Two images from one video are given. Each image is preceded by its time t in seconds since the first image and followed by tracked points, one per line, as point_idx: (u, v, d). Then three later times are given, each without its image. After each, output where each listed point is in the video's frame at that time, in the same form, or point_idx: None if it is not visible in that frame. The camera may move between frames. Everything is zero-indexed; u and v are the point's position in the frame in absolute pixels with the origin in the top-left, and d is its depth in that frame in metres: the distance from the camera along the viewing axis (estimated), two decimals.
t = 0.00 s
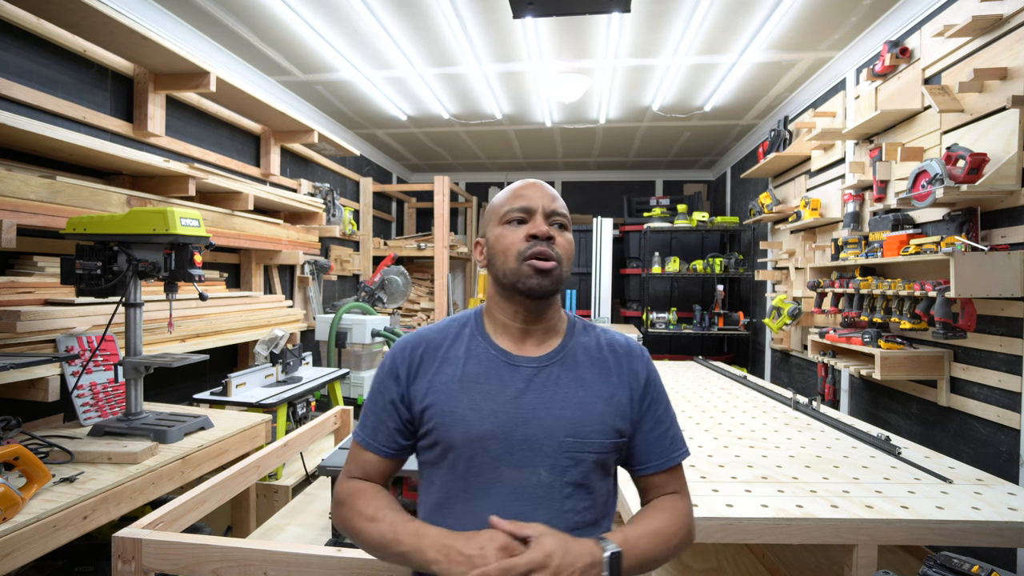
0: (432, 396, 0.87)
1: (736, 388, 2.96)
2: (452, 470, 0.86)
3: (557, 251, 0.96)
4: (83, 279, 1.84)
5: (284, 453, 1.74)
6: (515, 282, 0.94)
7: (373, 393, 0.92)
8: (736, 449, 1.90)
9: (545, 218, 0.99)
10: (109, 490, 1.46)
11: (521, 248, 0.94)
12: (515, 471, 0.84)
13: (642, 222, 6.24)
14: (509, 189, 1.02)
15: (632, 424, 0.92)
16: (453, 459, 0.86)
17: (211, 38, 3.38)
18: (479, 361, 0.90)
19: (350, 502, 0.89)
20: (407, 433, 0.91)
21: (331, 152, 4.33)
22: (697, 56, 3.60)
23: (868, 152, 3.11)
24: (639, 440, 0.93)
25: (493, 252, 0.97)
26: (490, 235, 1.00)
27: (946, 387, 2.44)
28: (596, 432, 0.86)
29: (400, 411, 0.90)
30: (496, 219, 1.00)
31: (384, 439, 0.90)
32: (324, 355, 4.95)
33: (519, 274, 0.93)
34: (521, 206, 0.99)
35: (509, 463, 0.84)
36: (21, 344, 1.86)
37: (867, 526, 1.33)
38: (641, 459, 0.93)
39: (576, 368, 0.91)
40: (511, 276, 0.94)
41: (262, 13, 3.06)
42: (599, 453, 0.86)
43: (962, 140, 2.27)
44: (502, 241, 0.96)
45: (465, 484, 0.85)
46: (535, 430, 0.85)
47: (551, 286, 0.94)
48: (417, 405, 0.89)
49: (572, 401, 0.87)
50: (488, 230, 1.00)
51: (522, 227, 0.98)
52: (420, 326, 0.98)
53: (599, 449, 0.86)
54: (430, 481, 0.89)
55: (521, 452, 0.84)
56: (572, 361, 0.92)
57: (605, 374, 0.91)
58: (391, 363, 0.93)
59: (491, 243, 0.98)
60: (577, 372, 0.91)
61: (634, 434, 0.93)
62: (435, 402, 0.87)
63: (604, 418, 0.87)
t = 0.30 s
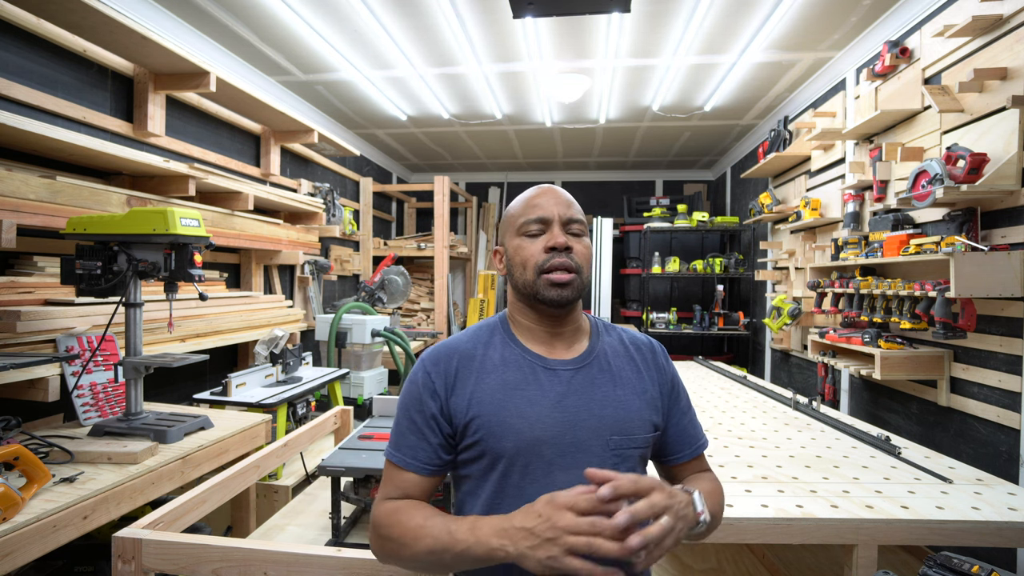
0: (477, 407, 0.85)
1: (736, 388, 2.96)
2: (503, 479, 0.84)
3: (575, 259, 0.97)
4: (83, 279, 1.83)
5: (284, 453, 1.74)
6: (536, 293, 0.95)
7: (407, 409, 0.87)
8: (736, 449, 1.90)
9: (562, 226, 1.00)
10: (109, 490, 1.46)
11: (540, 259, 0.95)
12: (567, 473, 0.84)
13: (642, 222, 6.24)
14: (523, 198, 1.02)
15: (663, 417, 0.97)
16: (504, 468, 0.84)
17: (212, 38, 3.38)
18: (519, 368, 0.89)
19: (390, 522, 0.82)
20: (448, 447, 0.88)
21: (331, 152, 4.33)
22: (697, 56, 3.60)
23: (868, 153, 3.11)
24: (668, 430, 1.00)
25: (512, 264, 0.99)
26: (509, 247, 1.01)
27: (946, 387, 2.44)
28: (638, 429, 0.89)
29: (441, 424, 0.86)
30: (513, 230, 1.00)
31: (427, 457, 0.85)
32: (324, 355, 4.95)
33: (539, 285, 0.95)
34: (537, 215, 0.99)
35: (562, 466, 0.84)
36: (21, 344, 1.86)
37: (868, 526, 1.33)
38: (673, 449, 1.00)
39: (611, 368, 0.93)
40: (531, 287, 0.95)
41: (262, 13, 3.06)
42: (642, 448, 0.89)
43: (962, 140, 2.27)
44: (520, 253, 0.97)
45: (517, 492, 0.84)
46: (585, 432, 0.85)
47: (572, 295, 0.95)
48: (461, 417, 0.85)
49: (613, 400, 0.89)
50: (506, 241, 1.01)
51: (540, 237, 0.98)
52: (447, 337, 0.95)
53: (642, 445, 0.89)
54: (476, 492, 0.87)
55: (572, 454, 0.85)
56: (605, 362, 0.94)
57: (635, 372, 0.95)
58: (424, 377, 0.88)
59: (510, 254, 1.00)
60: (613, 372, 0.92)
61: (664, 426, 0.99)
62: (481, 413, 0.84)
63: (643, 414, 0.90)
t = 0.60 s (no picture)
0: (489, 409, 0.84)
1: (736, 388, 2.96)
2: (517, 482, 0.84)
3: (567, 258, 0.96)
4: (83, 279, 1.83)
5: (284, 453, 1.74)
6: (532, 296, 0.95)
7: (418, 416, 0.85)
8: (736, 449, 1.90)
9: (551, 226, 0.99)
10: (109, 490, 1.46)
11: (531, 262, 0.95)
12: (581, 473, 0.84)
13: (642, 222, 6.23)
14: (511, 203, 1.03)
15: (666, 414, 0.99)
16: (518, 470, 0.84)
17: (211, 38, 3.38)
18: (528, 370, 0.89)
19: (409, 537, 0.78)
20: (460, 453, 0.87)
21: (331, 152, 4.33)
22: (697, 56, 3.60)
23: (868, 152, 3.11)
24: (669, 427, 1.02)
25: (507, 269, 0.99)
26: (503, 252, 1.01)
27: (946, 387, 2.44)
28: (645, 426, 0.90)
29: (452, 429, 0.85)
30: (505, 235, 1.01)
31: (440, 463, 0.84)
32: (324, 355, 4.95)
33: (533, 287, 0.95)
34: (526, 219, 0.99)
35: (575, 467, 0.84)
36: (21, 344, 1.86)
37: (867, 525, 1.33)
38: (674, 444, 1.03)
39: (616, 368, 0.94)
40: (527, 291, 0.95)
41: (262, 13, 3.06)
42: (650, 445, 0.90)
43: (962, 140, 2.27)
44: (513, 258, 0.98)
45: (531, 495, 0.84)
46: (597, 432, 0.86)
47: (567, 294, 0.95)
48: (473, 421, 0.84)
49: (621, 399, 0.90)
50: (499, 248, 1.01)
51: (530, 241, 0.98)
52: (452, 341, 0.94)
53: (649, 442, 0.90)
54: (489, 497, 0.86)
55: (584, 454, 0.85)
56: (610, 361, 0.95)
57: (638, 370, 0.96)
58: (433, 382, 0.87)
59: (505, 260, 1.00)
60: (619, 371, 0.94)
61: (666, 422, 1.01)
62: (493, 416, 0.84)
63: (649, 412, 0.91)
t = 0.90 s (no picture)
0: (475, 403, 0.84)
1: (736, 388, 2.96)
2: (499, 478, 0.84)
3: (555, 257, 0.96)
4: (83, 279, 1.83)
5: (284, 453, 1.74)
6: (521, 294, 0.96)
7: (406, 406, 0.85)
8: (736, 449, 1.90)
9: (541, 225, 0.99)
10: (109, 490, 1.46)
11: (519, 261, 0.95)
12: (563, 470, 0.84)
13: (642, 222, 6.23)
14: (503, 201, 1.03)
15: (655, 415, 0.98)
16: (501, 465, 0.83)
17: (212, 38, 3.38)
18: (516, 366, 0.90)
19: (392, 526, 0.77)
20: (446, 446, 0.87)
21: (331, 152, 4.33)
22: (697, 56, 3.60)
23: (868, 152, 3.11)
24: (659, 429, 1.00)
25: (497, 267, 0.99)
26: (494, 251, 1.02)
27: (946, 387, 2.44)
28: (630, 426, 0.89)
29: (439, 421, 0.85)
30: (496, 234, 1.01)
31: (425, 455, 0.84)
32: (324, 355, 4.95)
33: (521, 285, 0.95)
34: (515, 218, 0.99)
35: (558, 464, 0.84)
36: (21, 344, 1.86)
37: (868, 525, 1.33)
38: (664, 446, 1.01)
39: (604, 367, 0.94)
40: (516, 289, 0.96)
41: (262, 13, 3.06)
42: (634, 445, 0.90)
43: (962, 140, 2.27)
44: (503, 257, 0.98)
45: (513, 491, 0.83)
46: (580, 430, 0.85)
47: (554, 293, 0.95)
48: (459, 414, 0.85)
49: (607, 398, 0.90)
50: (490, 246, 1.02)
51: (520, 239, 0.98)
52: (445, 334, 0.95)
53: (633, 442, 0.89)
54: (472, 493, 0.86)
55: (567, 452, 0.84)
56: (599, 360, 0.94)
57: (627, 370, 0.96)
58: (423, 374, 0.88)
59: (495, 258, 1.00)
60: (607, 371, 0.93)
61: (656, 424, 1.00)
62: (478, 409, 0.84)
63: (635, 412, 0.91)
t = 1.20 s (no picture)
0: (453, 395, 0.86)
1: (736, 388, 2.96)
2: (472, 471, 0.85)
3: (546, 261, 0.95)
4: (83, 279, 1.84)
5: (284, 453, 1.74)
6: (511, 296, 0.96)
7: (392, 394, 0.90)
8: (736, 449, 1.90)
9: (535, 227, 0.99)
10: (109, 490, 1.46)
11: (511, 263, 0.95)
12: (534, 468, 0.84)
13: (642, 222, 6.24)
14: (499, 200, 1.02)
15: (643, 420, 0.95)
16: (474, 458, 0.84)
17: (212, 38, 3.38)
18: (499, 362, 0.90)
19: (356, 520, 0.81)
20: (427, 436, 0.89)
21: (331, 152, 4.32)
22: (697, 56, 3.60)
23: (868, 152, 3.11)
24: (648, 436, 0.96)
25: (490, 267, 1.00)
26: (488, 249, 1.02)
27: (946, 387, 2.44)
28: (609, 429, 0.88)
29: (420, 411, 0.88)
30: (490, 234, 1.01)
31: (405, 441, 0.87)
32: (324, 355, 4.95)
33: (512, 287, 0.95)
34: (510, 218, 0.98)
35: (530, 461, 0.84)
36: (21, 344, 1.86)
37: (868, 525, 1.33)
38: (652, 455, 0.97)
39: (589, 368, 0.92)
40: (507, 290, 0.96)
41: (261, 13, 3.06)
42: (612, 449, 0.88)
43: (962, 140, 2.27)
44: (496, 257, 0.98)
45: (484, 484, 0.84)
46: (554, 428, 0.85)
47: (543, 296, 0.95)
48: (439, 406, 0.87)
49: (587, 399, 0.88)
50: (484, 245, 1.02)
51: (513, 240, 0.98)
52: (438, 327, 0.98)
53: (611, 446, 0.88)
54: (448, 484, 0.88)
55: (539, 449, 0.84)
56: (585, 362, 0.93)
57: (615, 373, 0.93)
58: (410, 364, 0.91)
59: (489, 258, 1.01)
60: (591, 372, 0.92)
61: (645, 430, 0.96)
62: (456, 402, 0.86)
63: (616, 415, 0.89)
